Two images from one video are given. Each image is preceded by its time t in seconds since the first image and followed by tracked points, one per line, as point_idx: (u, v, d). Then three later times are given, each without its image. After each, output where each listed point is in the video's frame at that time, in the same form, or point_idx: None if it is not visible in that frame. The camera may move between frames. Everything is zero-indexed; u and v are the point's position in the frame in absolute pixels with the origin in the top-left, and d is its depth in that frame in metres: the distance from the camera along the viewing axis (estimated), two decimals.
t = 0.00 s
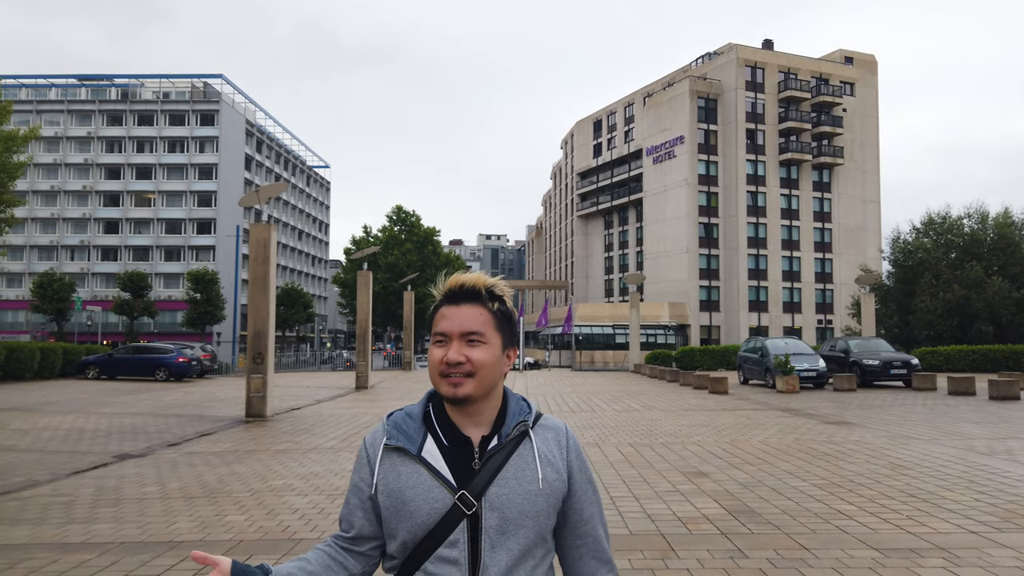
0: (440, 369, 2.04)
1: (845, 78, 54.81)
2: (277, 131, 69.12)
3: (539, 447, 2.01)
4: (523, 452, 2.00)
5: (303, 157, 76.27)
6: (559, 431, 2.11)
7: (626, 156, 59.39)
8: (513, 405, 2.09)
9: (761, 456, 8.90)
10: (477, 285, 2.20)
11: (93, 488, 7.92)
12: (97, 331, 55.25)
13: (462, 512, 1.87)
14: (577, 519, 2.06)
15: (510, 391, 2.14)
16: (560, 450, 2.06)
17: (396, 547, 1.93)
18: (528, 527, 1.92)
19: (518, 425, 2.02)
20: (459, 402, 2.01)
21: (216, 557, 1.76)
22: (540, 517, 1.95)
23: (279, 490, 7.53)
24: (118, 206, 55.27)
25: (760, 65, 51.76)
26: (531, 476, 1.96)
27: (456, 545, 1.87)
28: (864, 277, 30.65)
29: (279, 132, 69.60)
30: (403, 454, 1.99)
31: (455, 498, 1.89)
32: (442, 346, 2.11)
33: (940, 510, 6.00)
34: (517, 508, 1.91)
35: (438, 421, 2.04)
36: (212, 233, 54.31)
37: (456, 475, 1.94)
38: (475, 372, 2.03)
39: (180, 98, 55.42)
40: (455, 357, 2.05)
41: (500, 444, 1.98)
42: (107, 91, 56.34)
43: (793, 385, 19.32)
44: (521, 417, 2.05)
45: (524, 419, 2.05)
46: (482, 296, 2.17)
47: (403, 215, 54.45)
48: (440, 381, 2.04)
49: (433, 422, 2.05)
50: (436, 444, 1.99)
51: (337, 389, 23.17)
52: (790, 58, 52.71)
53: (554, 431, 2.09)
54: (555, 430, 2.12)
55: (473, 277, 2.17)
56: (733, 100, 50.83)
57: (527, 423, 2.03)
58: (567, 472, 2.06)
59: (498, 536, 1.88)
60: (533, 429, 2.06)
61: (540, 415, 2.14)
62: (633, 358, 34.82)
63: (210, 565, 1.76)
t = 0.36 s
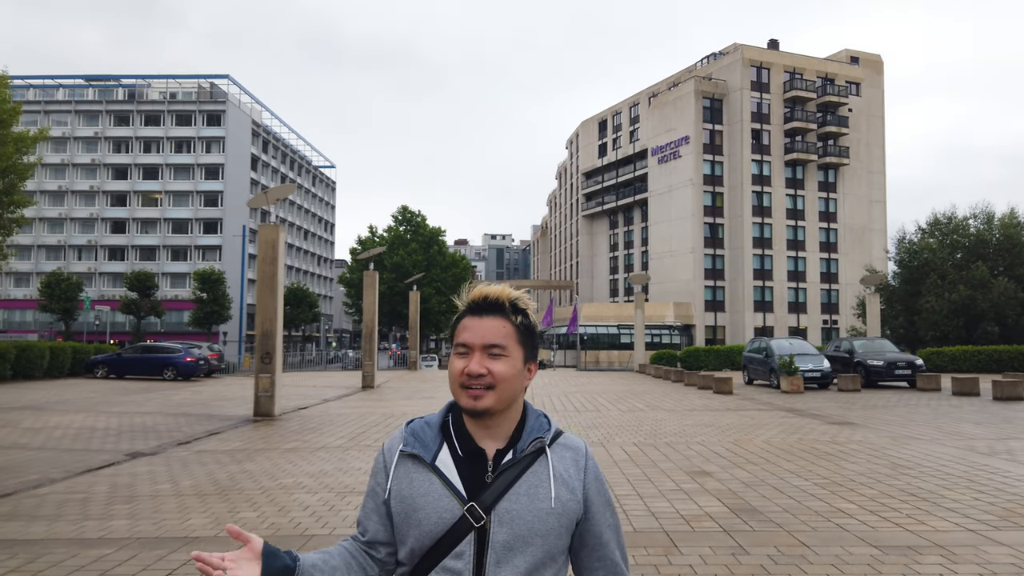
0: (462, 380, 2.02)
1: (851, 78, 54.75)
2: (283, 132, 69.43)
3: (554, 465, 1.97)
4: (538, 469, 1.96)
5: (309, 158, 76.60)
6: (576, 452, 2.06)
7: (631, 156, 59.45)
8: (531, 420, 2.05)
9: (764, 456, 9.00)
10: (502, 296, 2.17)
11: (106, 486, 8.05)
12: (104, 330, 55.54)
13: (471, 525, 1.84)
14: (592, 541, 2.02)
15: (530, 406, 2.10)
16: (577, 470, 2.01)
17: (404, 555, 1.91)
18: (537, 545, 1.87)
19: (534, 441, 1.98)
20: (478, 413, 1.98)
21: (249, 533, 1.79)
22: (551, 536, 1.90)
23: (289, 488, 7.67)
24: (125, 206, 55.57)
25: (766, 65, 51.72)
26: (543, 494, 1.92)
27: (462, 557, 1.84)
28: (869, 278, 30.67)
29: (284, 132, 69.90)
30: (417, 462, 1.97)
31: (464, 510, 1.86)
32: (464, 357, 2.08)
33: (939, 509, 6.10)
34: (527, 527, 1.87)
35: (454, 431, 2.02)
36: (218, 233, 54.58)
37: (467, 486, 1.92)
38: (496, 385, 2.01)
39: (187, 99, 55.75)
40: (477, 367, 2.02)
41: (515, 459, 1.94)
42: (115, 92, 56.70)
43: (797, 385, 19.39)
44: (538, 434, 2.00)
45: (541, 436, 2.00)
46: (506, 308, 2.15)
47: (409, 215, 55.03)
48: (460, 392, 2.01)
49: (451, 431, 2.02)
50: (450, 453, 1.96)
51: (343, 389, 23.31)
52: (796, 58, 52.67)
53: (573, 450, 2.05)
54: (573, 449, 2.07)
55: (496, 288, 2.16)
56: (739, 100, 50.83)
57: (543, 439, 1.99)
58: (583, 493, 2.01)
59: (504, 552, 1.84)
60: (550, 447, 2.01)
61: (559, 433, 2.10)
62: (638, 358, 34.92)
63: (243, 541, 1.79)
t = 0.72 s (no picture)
0: (493, 369, 2.12)
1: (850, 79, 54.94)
2: (283, 132, 69.60)
3: (575, 449, 2.04)
4: (558, 453, 2.03)
5: (309, 158, 76.78)
6: (597, 438, 2.13)
7: (632, 157, 59.58)
8: (555, 406, 2.13)
9: (762, 454, 9.16)
10: (535, 289, 2.27)
11: (116, 482, 8.22)
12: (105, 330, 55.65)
13: (491, 505, 1.93)
14: (611, 529, 2.04)
15: (554, 395, 2.18)
16: (597, 454, 2.07)
17: (428, 537, 2.02)
18: (555, 526, 1.94)
19: (554, 426, 2.06)
20: (509, 401, 2.08)
21: (284, 546, 1.91)
22: (570, 517, 1.96)
23: (296, 485, 7.83)
24: (126, 206, 55.71)
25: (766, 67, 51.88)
26: (562, 476, 1.99)
27: (483, 536, 1.92)
28: (868, 279, 30.83)
29: (285, 133, 70.08)
30: (440, 445, 2.08)
31: (485, 490, 1.95)
32: (495, 346, 2.19)
33: (931, 505, 6.25)
34: (547, 508, 1.93)
35: (478, 417, 2.13)
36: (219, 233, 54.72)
37: (488, 468, 2.01)
38: (527, 374, 2.11)
39: (188, 99, 55.93)
40: (509, 359, 2.12)
41: (536, 442, 2.02)
42: (116, 92, 56.90)
43: (796, 386, 19.54)
44: (559, 419, 2.09)
45: (562, 421, 2.08)
46: (538, 301, 2.25)
47: (409, 216, 55.27)
48: (491, 380, 2.11)
49: (474, 418, 2.13)
50: (473, 438, 2.06)
51: (345, 389, 23.45)
52: (796, 60, 52.85)
53: (594, 437, 2.11)
54: (595, 435, 2.13)
55: (532, 281, 2.24)
56: (739, 102, 51.01)
57: (563, 425, 2.07)
58: (604, 477, 2.06)
59: (523, 531, 1.92)
60: (571, 433, 2.09)
61: (581, 422, 2.17)
62: (637, 359, 35.07)
63: (278, 552, 1.91)
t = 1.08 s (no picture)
0: (493, 373, 2.14)
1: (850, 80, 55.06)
2: (283, 132, 69.70)
3: (576, 453, 2.06)
4: (561, 457, 2.05)
5: (309, 158, 76.89)
6: (600, 440, 2.15)
7: (632, 158, 59.66)
8: (555, 409, 2.15)
9: (760, 453, 9.26)
10: (535, 290, 2.27)
11: (123, 480, 8.33)
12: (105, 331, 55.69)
13: (495, 514, 1.95)
14: (618, 530, 2.07)
15: (554, 396, 2.21)
16: (600, 457, 2.10)
17: (433, 546, 2.04)
18: (561, 531, 1.96)
19: (556, 429, 2.08)
20: (510, 406, 2.10)
21: (302, 518, 2.01)
22: (574, 523, 1.98)
23: (300, 483, 7.94)
24: (126, 207, 55.76)
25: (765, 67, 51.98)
26: (566, 481, 2.01)
27: (489, 545, 1.95)
28: (867, 279, 30.92)
29: (285, 133, 70.18)
30: (441, 454, 2.10)
31: (489, 499, 1.98)
32: (496, 349, 2.20)
33: (925, 503, 6.37)
34: (551, 514, 1.96)
35: (478, 423, 2.15)
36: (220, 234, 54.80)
37: (492, 476, 2.03)
38: (528, 377, 2.13)
39: (188, 100, 56.01)
40: (511, 362, 2.13)
41: (538, 447, 2.05)
42: (116, 93, 57.01)
43: (794, 385, 19.65)
44: (561, 422, 2.11)
45: (563, 424, 2.11)
46: (538, 301, 2.25)
47: (409, 216, 55.40)
48: (492, 385, 2.13)
49: (474, 424, 2.15)
50: (474, 445, 2.08)
51: (345, 389, 23.55)
52: (796, 61, 52.96)
53: (596, 438, 2.13)
54: (599, 437, 2.16)
55: (532, 282, 2.24)
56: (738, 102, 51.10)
57: (565, 427, 2.09)
58: (607, 480, 2.09)
59: (529, 538, 1.94)
60: (573, 435, 2.11)
61: (583, 423, 2.19)
62: (637, 359, 35.17)
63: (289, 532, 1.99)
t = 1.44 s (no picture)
0: (482, 372, 2.03)
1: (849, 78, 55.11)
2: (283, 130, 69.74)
3: (571, 453, 1.99)
4: (553, 458, 1.97)
5: (309, 156, 76.95)
6: (590, 437, 2.09)
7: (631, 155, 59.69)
8: (544, 409, 2.06)
9: (757, 451, 9.32)
10: (519, 284, 2.19)
11: (126, 477, 8.40)
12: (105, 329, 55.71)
13: (491, 520, 1.84)
14: (614, 531, 2.01)
15: (541, 395, 2.13)
16: (594, 456, 2.03)
17: (422, 561, 1.89)
18: (561, 536, 1.87)
19: (549, 428, 2.00)
20: (499, 405, 2.00)
21: (259, 545, 1.77)
22: (573, 525, 1.91)
23: (303, 480, 8.00)
24: (126, 205, 55.77)
25: (765, 65, 52.01)
26: (563, 482, 1.93)
27: (485, 554, 1.83)
28: (866, 277, 31.03)
29: (285, 131, 70.22)
30: (428, 461, 1.96)
31: (484, 505, 1.86)
32: (481, 347, 2.09)
33: (921, 498, 6.45)
34: (548, 518, 1.87)
35: (463, 427, 2.02)
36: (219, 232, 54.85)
37: (484, 482, 1.91)
38: (517, 376, 2.03)
39: (188, 98, 56.04)
40: (498, 360, 2.03)
41: (531, 448, 1.95)
42: (115, 91, 57.05)
43: (793, 382, 19.73)
44: (552, 421, 2.03)
45: (554, 423, 2.03)
46: (522, 296, 2.17)
47: (409, 215, 55.45)
48: (479, 385, 2.02)
49: (458, 428, 2.03)
50: (462, 450, 1.96)
51: (346, 387, 23.65)
52: (795, 59, 53.01)
53: (587, 437, 2.07)
54: (589, 435, 2.09)
55: (515, 275, 2.16)
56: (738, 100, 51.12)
57: (557, 427, 2.01)
58: (601, 480, 2.03)
59: (528, 545, 1.84)
60: (565, 435, 2.04)
61: (572, 420, 2.12)
62: (636, 357, 35.28)
63: (254, 553, 1.78)
